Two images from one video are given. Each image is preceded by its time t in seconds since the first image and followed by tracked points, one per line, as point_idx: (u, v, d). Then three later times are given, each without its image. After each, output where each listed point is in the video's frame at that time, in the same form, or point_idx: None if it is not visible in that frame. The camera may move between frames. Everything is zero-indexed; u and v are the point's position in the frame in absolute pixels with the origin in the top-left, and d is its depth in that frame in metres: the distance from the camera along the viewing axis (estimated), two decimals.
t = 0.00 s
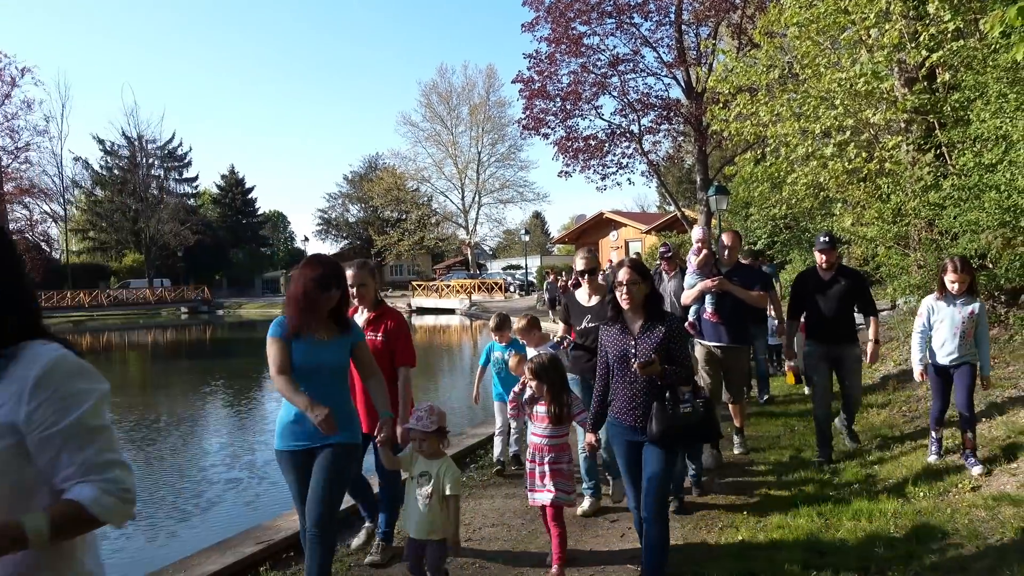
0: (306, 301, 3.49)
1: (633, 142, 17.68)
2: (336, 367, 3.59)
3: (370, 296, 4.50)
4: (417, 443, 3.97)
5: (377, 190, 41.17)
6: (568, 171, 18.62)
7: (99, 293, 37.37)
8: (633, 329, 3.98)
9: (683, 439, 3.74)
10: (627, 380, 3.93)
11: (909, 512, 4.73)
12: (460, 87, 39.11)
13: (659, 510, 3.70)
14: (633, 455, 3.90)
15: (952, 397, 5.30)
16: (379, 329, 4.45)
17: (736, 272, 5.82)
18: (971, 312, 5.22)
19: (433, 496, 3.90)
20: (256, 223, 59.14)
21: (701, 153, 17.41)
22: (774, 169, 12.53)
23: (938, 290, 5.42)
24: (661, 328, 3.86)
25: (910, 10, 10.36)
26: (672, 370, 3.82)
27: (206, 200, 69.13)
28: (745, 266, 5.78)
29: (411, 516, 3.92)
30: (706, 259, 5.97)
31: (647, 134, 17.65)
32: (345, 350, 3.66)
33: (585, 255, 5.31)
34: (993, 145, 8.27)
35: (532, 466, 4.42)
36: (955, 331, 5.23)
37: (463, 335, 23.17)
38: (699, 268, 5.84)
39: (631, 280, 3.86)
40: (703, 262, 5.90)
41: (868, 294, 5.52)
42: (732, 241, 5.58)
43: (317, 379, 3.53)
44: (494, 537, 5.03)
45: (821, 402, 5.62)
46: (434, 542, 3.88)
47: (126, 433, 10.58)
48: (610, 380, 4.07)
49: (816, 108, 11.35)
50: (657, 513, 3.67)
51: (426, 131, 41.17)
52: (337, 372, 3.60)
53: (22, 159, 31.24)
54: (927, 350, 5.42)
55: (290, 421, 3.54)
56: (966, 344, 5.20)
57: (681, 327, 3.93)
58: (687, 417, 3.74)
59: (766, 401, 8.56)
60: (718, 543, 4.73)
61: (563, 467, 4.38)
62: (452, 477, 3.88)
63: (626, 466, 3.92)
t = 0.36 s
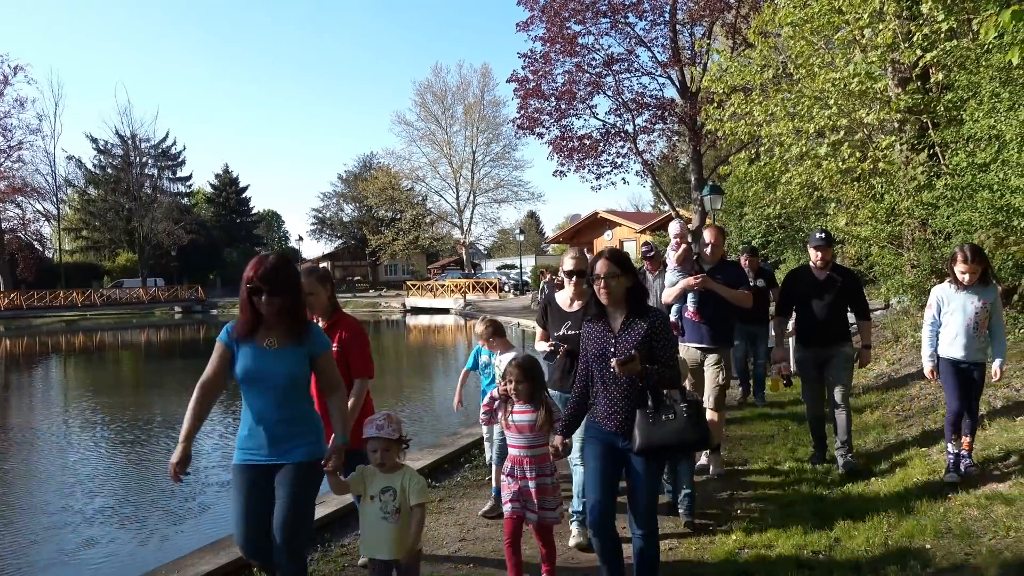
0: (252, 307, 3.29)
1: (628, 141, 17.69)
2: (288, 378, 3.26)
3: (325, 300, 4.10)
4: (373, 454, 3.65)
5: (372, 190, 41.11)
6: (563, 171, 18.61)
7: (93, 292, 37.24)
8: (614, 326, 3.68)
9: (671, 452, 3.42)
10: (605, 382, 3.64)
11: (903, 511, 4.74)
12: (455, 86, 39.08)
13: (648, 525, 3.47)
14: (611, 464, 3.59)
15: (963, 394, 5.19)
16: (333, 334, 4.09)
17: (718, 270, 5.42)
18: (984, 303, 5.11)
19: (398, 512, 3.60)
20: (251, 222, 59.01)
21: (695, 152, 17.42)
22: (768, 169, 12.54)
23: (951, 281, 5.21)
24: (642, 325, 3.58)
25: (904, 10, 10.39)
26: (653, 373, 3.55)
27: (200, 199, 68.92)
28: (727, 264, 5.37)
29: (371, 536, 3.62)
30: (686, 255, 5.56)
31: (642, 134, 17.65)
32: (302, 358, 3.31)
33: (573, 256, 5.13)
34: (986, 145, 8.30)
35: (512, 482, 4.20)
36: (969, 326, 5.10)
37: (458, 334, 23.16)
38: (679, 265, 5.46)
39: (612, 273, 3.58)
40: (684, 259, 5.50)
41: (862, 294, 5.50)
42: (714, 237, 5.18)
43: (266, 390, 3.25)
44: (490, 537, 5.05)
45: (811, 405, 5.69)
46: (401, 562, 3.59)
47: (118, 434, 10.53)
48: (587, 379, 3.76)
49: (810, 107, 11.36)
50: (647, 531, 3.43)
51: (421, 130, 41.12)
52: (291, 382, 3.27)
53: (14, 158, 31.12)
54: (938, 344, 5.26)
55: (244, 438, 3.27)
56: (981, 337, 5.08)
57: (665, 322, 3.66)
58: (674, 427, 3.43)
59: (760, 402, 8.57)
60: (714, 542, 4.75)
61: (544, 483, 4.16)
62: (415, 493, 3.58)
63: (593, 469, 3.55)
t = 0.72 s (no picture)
0: (183, 317, 3.14)
1: (621, 142, 17.70)
2: (226, 393, 3.13)
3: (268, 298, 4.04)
4: (334, 474, 3.58)
5: (365, 190, 41.03)
6: (557, 171, 18.61)
7: (85, 293, 37.08)
8: (572, 341, 3.47)
9: (635, 480, 3.26)
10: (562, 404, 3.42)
11: (894, 510, 4.77)
12: (449, 86, 39.04)
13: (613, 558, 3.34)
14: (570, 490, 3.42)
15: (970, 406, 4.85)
16: (286, 336, 3.97)
17: (704, 271, 5.29)
18: (983, 310, 4.85)
19: (353, 541, 3.52)
20: (244, 223, 58.85)
21: (689, 153, 17.45)
22: (761, 169, 12.57)
23: (940, 290, 5.02)
24: (599, 343, 3.37)
25: (896, 11, 10.44)
26: (616, 394, 3.34)
27: (192, 199, 68.65)
28: (712, 266, 5.27)
29: (330, 566, 3.53)
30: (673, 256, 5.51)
31: (635, 135, 17.68)
32: (242, 370, 3.15)
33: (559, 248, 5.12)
34: (977, 146, 8.35)
35: (476, 504, 4.12)
36: (966, 333, 4.84)
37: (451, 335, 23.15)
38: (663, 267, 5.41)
39: (564, 286, 3.36)
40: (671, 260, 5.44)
41: (871, 295, 5.25)
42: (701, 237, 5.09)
43: (205, 404, 3.13)
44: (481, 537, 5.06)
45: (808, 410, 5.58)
46: None
47: (108, 435, 10.49)
48: (543, 401, 3.55)
49: (803, 108, 11.38)
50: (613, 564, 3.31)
51: (414, 130, 41.06)
52: (229, 396, 3.14)
53: (4, 158, 30.88)
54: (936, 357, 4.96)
55: (182, 456, 3.17)
56: (983, 346, 4.81)
57: (627, 337, 3.43)
58: (640, 454, 3.26)
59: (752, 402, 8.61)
60: (707, 540, 4.80)
61: (510, 502, 4.13)
62: (378, 519, 3.51)
63: (548, 497, 3.38)
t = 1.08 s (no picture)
0: (83, 310, 2.75)
1: (615, 139, 17.73)
2: (139, 395, 2.77)
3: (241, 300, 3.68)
4: (284, 478, 3.26)
5: (359, 186, 40.96)
6: (550, 168, 18.63)
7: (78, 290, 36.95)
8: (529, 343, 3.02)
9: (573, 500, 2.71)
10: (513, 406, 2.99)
11: (886, 506, 4.80)
12: (442, 83, 38.98)
13: None
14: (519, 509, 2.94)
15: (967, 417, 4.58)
16: (252, 344, 3.60)
17: (687, 271, 5.03)
18: (990, 313, 4.50)
19: (303, 555, 3.20)
20: (237, 219, 58.72)
21: (682, 150, 17.48)
22: (754, 167, 12.60)
23: (950, 290, 4.64)
24: (555, 339, 2.90)
25: (890, 10, 10.47)
26: (571, 397, 2.82)
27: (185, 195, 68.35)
28: (693, 263, 5.01)
29: None
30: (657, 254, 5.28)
31: (629, 132, 17.69)
32: (155, 368, 2.79)
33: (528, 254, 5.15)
34: (970, 145, 8.39)
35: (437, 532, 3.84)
36: (969, 341, 4.48)
37: (445, 332, 23.16)
38: (642, 266, 5.12)
39: (511, 281, 2.95)
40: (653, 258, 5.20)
41: (868, 295, 4.97)
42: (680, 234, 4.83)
43: (118, 409, 2.79)
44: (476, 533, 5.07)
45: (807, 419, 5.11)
46: None
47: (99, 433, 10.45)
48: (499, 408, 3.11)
49: (796, 106, 11.41)
50: None
51: (408, 126, 40.98)
52: (141, 398, 2.78)
53: None
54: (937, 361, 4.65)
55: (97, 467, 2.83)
56: (986, 351, 4.43)
57: (586, 339, 2.92)
58: (578, 471, 2.70)
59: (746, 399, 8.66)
60: (700, 534, 4.84)
61: (472, 529, 3.77)
62: (327, 531, 3.19)
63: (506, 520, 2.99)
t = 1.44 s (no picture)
0: None
1: (612, 139, 17.73)
2: (26, 420, 2.59)
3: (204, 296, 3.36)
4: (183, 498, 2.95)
5: (355, 185, 40.92)
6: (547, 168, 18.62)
7: (73, 287, 36.89)
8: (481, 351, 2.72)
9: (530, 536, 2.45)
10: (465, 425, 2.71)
11: (881, 509, 4.81)
12: (440, 81, 38.93)
13: None
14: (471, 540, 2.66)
15: (977, 419, 4.27)
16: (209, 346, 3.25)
17: (671, 270, 4.64)
18: (1005, 312, 4.20)
19: None
20: (233, 217, 58.64)
21: (679, 151, 17.48)
22: (751, 168, 12.59)
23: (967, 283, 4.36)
24: (502, 350, 2.59)
25: (887, 11, 10.48)
26: (516, 416, 2.55)
27: (181, 192, 68.16)
28: (677, 260, 4.64)
29: None
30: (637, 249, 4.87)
31: (626, 132, 17.69)
32: (44, 392, 2.59)
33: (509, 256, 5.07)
34: (966, 146, 8.39)
35: (368, 560, 3.72)
36: (982, 337, 4.22)
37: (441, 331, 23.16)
38: (623, 264, 4.83)
39: (446, 288, 2.62)
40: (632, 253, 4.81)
41: (856, 299, 4.77)
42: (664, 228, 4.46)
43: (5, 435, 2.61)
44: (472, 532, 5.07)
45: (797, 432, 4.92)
46: None
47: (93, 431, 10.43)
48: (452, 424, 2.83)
49: (793, 107, 11.42)
50: None
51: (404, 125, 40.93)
52: (29, 425, 2.59)
53: None
54: (945, 360, 4.39)
55: None
56: (996, 354, 4.17)
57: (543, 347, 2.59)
58: (536, 502, 2.44)
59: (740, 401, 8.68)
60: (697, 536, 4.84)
61: (407, 561, 3.69)
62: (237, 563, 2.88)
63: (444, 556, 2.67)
